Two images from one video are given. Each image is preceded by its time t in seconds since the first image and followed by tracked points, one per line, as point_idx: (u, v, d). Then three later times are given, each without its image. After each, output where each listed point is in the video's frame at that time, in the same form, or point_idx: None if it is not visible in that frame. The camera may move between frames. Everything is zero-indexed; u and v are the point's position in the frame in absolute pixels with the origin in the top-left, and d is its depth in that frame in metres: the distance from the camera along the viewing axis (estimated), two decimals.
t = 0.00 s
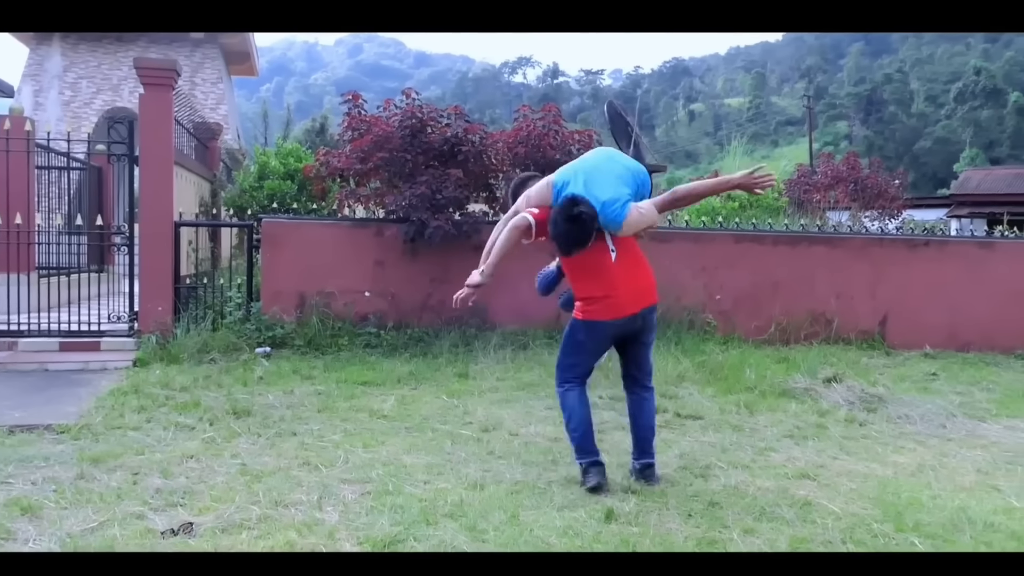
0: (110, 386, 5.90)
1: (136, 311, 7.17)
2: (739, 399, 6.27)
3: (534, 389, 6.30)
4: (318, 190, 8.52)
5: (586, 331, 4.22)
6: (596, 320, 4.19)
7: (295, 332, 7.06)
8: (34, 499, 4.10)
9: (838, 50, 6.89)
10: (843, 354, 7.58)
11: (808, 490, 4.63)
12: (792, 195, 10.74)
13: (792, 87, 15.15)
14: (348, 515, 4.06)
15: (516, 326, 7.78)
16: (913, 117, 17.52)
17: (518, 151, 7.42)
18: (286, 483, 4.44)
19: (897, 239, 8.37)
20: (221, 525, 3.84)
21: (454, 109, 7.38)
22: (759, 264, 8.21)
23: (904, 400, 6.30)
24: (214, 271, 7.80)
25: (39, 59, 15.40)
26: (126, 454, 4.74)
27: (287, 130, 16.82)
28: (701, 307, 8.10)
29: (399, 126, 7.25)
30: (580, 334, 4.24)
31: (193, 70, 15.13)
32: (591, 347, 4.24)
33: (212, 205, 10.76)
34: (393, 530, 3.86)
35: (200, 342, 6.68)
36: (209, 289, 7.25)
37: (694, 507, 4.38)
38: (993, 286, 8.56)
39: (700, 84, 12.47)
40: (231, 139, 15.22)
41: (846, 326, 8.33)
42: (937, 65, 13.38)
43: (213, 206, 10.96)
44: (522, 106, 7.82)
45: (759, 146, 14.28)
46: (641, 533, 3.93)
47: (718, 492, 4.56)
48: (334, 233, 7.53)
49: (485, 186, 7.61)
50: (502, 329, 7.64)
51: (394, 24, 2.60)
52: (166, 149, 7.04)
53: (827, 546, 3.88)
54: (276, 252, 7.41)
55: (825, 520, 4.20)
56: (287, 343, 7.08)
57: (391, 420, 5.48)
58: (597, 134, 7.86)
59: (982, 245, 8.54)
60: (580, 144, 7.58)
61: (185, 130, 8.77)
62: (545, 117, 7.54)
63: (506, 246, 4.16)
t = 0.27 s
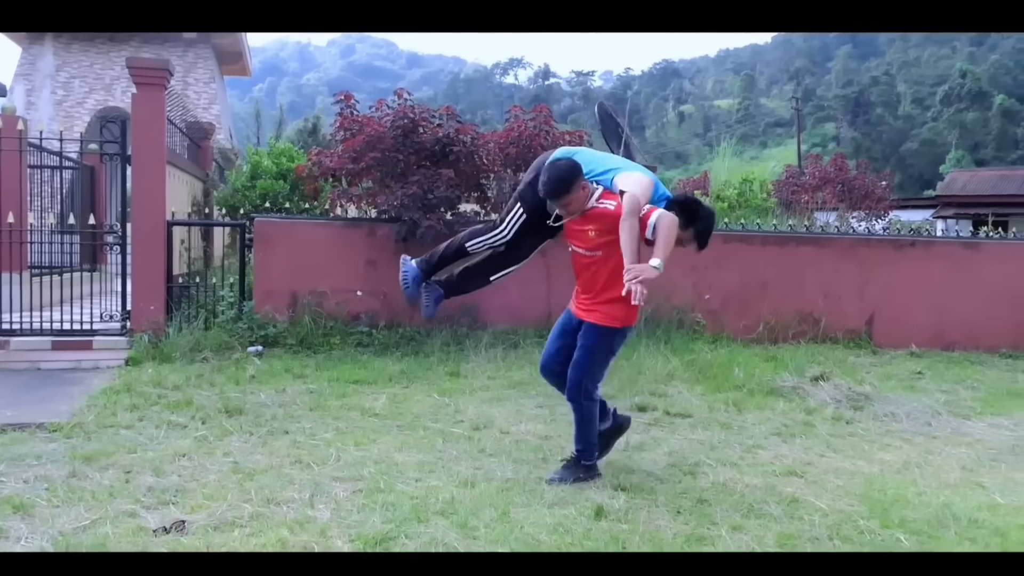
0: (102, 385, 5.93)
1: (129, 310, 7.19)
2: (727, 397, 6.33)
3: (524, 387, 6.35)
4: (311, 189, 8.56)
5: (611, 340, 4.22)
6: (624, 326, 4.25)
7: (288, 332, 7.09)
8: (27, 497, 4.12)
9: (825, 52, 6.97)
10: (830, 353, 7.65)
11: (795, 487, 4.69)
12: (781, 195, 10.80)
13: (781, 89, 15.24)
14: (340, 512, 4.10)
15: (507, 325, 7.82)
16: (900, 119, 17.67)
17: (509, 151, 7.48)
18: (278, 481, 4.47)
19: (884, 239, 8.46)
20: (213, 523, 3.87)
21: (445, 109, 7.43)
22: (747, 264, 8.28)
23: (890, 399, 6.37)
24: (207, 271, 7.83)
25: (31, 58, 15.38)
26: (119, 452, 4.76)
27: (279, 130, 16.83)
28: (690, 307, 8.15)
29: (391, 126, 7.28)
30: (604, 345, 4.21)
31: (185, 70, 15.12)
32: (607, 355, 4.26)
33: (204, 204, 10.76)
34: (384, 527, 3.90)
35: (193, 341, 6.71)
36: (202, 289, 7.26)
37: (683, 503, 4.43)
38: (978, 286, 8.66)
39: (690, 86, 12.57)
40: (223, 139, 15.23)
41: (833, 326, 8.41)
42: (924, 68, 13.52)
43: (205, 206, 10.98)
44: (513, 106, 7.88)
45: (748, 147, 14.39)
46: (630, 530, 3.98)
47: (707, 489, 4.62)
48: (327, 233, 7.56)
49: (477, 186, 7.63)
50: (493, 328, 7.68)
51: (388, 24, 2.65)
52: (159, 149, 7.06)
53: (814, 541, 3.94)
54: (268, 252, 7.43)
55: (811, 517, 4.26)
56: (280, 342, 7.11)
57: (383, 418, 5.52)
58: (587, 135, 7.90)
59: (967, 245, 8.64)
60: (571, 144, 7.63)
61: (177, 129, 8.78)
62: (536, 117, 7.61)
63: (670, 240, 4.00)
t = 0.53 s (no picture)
0: (92, 384, 5.94)
1: (119, 309, 7.20)
2: (714, 396, 6.39)
3: (513, 386, 6.39)
4: (300, 189, 8.59)
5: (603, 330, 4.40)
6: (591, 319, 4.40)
7: (278, 331, 7.11)
8: (17, 497, 4.13)
9: (811, 55, 7.06)
10: (816, 352, 7.72)
11: (781, 484, 4.75)
12: (767, 196, 10.90)
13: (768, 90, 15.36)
14: (330, 511, 4.13)
15: (496, 324, 7.86)
16: (885, 121, 17.85)
17: (499, 152, 7.59)
18: (268, 480, 4.50)
19: (868, 239, 8.55)
20: (204, 521, 3.90)
21: (435, 110, 7.47)
22: (734, 264, 8.35)
23: (874, 397, 6.44)
24: (197, 270, 7.86)
25: (20, 58, 15.33)
26: (109, 452, 4.78)
27: (269, 131, 16.83)
28: (677, 306, 8.21)
29: (381, 127, 7.31)
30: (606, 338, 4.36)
31: (175, 71, 15.09)
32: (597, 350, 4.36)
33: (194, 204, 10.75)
34: (374, 525, 3.94)
35: (183, 341, 6.73)
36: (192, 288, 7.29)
37: (671, 501, 4.49)
38: (961, 285, 8.76)
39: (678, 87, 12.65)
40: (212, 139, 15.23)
41: (819, 325, 8.49)
42: (908, 70, 13.67)
43: (195, 206, 10.98)
44: (502, 107, 7.92)
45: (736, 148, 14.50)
46: (618, 527, 4.02)
47: (694, 487, 4.67)
48: (316, 232, 7.58)
49: (466, 186, 7.72)
50: (482, 328, 7.72)
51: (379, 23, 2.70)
52: (150, 149, 7.07)
53: (800, 538, 3.99)
54: (258, 251, 7.45)
55: (797, 513, 4.32)
56: (270, 341, 7.13)
57: (373, 417, 5.55)
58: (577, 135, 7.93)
59: (950, 245, 8.74)
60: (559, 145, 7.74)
61: (168, 129, 8.79)
62: (524, 118, 7.73)
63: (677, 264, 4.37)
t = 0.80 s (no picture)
0: (81, 383, 5.96)
1: (108, 309, 7.21)
2: (700, 395, 6.45)
3: (502, 385, 6.44)
4: (290, 190, 8.64)
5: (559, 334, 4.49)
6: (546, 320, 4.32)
7: (267, 330, 7.13)
8: (7, 495, 4.14)
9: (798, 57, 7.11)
10: (802, 351, 7.80)
11: (765, 482, 4.81)
12: (753, 197, 11.00)
13: (754, 92, 15.49)
14: (319, 508, 4.16)
15: (484, 324, 7.90)
16: (870, 123, 18.03)
17: (488, 153, 7.59)
18: (257, 478, 4.53)
19: (852, 240, 8.63)
20: (193, 519, 3.92)
21: (424, 111, 7.52)
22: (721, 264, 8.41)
23: (858, 396, 6.52)
24: (187, 269, 7.89)
25: (9, 57, 15.30)
26: (98, 450, 4.79)
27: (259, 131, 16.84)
28: (664, 306, 8.27)
29: (371, 127, 7.35)
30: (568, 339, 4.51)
31: (165, 70, 15.07)
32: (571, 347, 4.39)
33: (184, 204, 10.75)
34: (363, 523, 3.97)
35: (173, 340, 6.75)
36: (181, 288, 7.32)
37: (657, 499, 4.54)
38: (944, 286, 8.85)
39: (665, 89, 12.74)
40: (202, 139, 15.23)
41: (804, 325, 8.56)
42: (892, 73, 13.82)
43: (185, 206, 10.99)
44: (491, 108, 7.98)
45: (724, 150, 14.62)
46: (605, 524, 4.07)
47: (680, 485, 4.72)
48: (306, 232, 7.61)
49: (455, 186, 7.75)
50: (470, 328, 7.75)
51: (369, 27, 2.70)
52: (140, 148, 7.08)
53: (784, 535, 4.05)
54: (248, 250, 7.47)
55: (781, 511, 4.38)
56: (259, 340, 7.15)
57: (362, 416, 5.58)
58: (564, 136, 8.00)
59: (933, 246, 8.83)
60: (548, 146, 7.73)
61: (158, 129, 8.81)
62: (513, 120, 7.73)
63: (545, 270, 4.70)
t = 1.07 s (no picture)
0: (71, 382, 5.97)
1: (98, 308, 7.21)
2: (687, 393, 6.51)
3: (490, 383, 6.48)
4: (280, 190, 8.67)
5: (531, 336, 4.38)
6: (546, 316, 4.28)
7: (257, 330, 7.16)
8: None
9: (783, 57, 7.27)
10: (788, 350, 7.88)
11: (751, 479, 4.88)
12: (740, 198, 11.08)
13: (741, 94, 15.61)
14: (308, 506, 4.20)
15: (473, 323, 7.95)
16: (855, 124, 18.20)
17: (476, 153, 7.63)
18: (247, 475, 4.56)
19: (837, 240, 8.72)
20: (183, 517, 3.95)
21: (414, 112, 7.55)
22: (707, 264, 8.48)
23: (843, 394, 6.60)
24: (177, 270, 7.89)
25: None
26: (88, 449, 4.81)
27: (248, 131, 16.85)
28: (651, 306, 8.34)
29: (360, 128, 7.38)
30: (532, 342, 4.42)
31: (155, 71, 15.06)
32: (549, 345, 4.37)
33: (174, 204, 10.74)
34: (353, 520, 4.01)
35: (162, 339, 6.76)
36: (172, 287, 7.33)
37: (644, 495, 4.59)
38: (928, 285, 8.95)
39: (652, 90, 12.83)
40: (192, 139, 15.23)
41: (789, 324, 8.65)
42: (877, 75, 13.96)
43: (175, 206, 10.99)
44: (480, 109, 8.04)
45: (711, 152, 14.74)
46: (592, 520, 4.11)
47: (667, 482, 4.78)
48: (295, 231, 7.64)
49: (444, 186, 7.80)
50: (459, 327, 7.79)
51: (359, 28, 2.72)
52: (130, 148, 7.09)
53: (769, 531, 4.11)
54: (238, 250, 7.49)
55: (766, 507, 4.44)
56: (249, 339, 7.17)
57: (352, 414, 5.62)
58: (553, 137, 8.08)
59: (917, 246, 8.92)
60: (536, 147, 7.81)
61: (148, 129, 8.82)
62: (501, 121, 7.79)
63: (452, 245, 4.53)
